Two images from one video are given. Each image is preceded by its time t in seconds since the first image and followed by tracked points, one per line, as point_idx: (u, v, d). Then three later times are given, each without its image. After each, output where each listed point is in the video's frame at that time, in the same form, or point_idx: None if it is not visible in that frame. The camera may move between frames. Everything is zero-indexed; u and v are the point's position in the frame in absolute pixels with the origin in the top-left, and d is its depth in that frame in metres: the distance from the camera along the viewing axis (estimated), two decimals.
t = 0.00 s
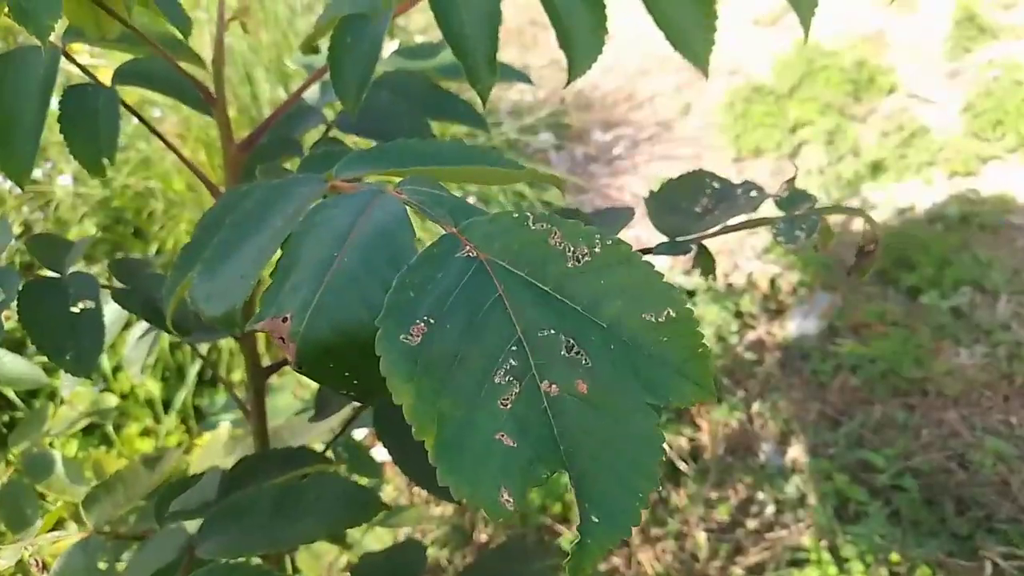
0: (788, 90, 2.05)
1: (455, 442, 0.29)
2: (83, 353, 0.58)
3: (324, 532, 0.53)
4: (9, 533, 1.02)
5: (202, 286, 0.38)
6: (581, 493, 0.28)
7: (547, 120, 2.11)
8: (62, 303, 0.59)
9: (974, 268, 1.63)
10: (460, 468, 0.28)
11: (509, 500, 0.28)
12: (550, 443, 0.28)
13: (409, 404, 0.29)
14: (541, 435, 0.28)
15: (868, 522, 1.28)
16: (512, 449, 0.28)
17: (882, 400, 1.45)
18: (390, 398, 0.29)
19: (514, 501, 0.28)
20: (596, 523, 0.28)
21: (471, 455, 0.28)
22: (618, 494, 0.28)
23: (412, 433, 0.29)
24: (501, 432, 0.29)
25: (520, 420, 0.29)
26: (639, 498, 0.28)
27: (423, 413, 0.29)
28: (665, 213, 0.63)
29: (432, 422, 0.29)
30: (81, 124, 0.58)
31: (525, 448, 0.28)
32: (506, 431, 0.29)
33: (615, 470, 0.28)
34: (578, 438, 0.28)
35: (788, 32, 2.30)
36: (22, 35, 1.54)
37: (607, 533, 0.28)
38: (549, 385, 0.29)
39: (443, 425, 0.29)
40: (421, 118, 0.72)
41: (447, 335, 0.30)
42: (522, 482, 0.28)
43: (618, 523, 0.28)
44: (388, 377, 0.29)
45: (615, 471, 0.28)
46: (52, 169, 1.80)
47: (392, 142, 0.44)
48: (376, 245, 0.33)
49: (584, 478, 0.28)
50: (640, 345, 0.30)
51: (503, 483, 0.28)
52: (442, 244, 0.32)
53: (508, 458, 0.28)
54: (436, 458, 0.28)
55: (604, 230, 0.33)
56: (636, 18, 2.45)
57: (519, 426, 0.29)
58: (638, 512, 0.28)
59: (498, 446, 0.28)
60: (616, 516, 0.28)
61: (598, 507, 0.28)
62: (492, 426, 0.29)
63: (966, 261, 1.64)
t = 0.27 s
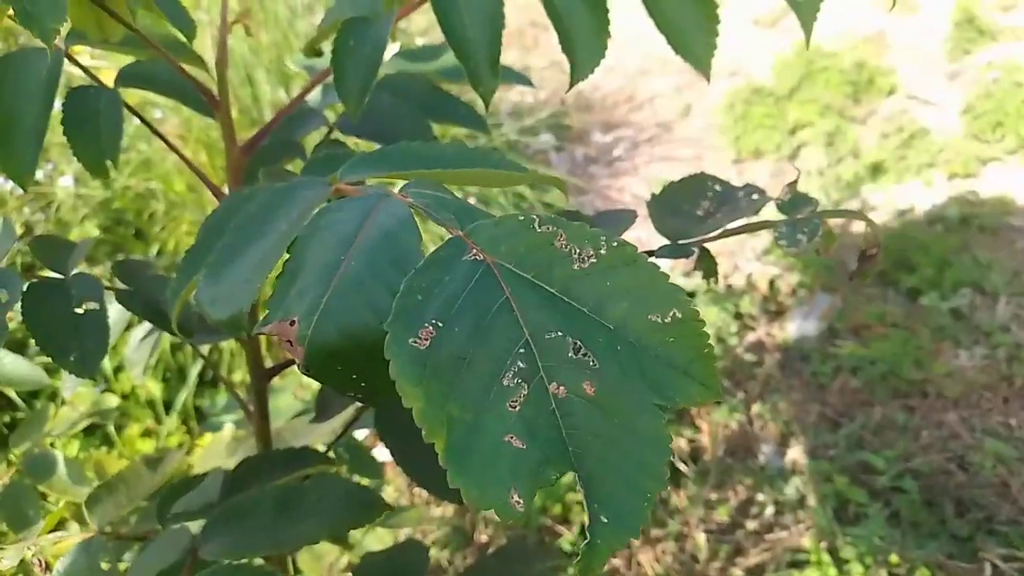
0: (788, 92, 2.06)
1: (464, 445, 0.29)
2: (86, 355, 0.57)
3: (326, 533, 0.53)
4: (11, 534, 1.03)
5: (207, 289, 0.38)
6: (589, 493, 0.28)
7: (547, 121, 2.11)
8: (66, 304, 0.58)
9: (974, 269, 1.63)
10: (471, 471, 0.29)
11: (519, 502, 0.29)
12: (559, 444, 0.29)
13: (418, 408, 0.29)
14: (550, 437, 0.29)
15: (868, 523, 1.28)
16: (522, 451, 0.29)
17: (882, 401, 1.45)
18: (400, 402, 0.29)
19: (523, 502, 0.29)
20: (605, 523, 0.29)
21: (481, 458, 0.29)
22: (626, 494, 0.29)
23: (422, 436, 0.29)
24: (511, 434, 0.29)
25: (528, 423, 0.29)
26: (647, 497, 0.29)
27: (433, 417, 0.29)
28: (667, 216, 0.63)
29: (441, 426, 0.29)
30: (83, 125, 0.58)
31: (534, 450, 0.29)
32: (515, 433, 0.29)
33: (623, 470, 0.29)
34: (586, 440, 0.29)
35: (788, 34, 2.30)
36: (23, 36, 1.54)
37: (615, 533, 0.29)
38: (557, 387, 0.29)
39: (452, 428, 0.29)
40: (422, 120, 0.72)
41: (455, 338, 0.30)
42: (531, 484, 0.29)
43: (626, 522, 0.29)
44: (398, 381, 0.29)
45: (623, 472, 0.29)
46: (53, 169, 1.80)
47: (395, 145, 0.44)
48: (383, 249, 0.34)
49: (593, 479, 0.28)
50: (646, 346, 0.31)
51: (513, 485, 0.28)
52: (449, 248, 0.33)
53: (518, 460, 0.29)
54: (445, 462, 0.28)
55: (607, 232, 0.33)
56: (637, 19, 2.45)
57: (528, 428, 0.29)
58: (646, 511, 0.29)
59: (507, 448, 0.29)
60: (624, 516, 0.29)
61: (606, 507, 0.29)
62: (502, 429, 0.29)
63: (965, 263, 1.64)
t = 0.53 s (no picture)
0: (791, 94, 2.06)
1: (476, 447, 0.29)
2: (93, 356, 0.56)
3: (331, 535, 0.53)
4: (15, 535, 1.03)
5: (215, 291, 0.38)
6: (600, 495, 0.29)
7: (549, 122, 2.11)
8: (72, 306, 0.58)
9: (977, 272, 1.63)
10: (482, 472, 0.29)
11: (531, 504, 0.29)
12: (570, 446, 0.29)
13: (431, 410, 0.29)
14: (561, 439, 0.29)
15: (870, 526, 1.28)
16: (533, 452, 0.29)
17: (885, 404, 1.45)
18: (411, 404, 0.29)
19: (535, 504, 0.29)
20: (616, 525, 0.29)
21: (492, 460, 0.29)
22: (637, 496, 0.29)
23: (434, 437, 0.29)
24: (522, 436, 0.29)
25: (540, 424, 0.29)
26: (657, 499, 0.29)
27: (445, 419, 0.29)
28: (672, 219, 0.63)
29: (453, 428, 0.29)
30: (90, 127, 0.58)
31: (545, 451, 0.29)
32: (527, 434, 0.29)
33: (634, 472, 0.29)
34: (597, 442, 0.29)
35: (791, 36, 2.30)
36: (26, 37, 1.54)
37: (626, 534, 0.29)
38: (568, 388, 0.30)
39: (464, 429, 0.29)
40: (427, 122, 0.72)
41: (466, 340, 0.30)
42: (542, 486, 0.29)
43: (637, 524, 0.29)
44: (409, 382, 0.29)
45: (633, 474, 0.29)
46: (56, 170, 1.81)
47: (402, 148, 0.45)
48: (393, 252, 0.34)
49: (604, 481, 0.29)
50: (655, 348, 0.31)
51: (525, 487, 0.29)
52: (459, 250, 0.33)
53: (529, 462, 0.29)
54: (458, 464, 0.29)
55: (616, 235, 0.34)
56: (639, 21, 2.45)
57: (539, 430, 0.29)
58: (657, 513, 0.29)
59: (519, 449, 0.29)
60: (634, 518, 0.29)
61: (617, 509, 0.29)
62: (513, 431, 0.29)
63: (968, 265, 1.64)
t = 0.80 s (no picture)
0: (792, 96, 2.06)
1: (487, 448, 0.29)
2: (100, 356, 0.56)
3: (336, 535, 0.53)
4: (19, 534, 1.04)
5: (224, 292, 0.38)
6: (609, 496, 0.29)
7: (551, 123, 2.11)
8: (79, 306, 0.57)
9: (979, 273, 1.63)
10: (492, 474, 0.29)
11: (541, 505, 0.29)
12: (579, 447, 0.29)
13: (441, 411, 0.30)
14: (571, 440, 0.29)
15: (872, 527, 1.28)
16: (543, 453, 0.29)
17: (887, 406, 1.45)
18: (423, 405, 0.30)
19: (545, 506, 0.29)
20: (624, 527, 0.29)
21: (502, 461, 0.29)
22: (647, 498, 0.29)
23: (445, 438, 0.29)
24: (532, 437, 0.29)
25: (549, 425, 0.29)
26: (666, 501, 0.29)
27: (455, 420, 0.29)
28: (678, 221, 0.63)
29: (463, 429, 0.29)
30: (97, 128, 0.58)
31: (555, 453, 0.29)
32: (537, 436, 0.29)
33: (643, 474, 0.29)
34: (606, 445, 0.29)
35: (793, 38, 2.30)
36: (30, 37, 1.55)
37: (635, 536, 0.29)
38: (577, 390, 0.30)
39: (474, 430, 0.30)
40: (432, 123, 0.73)
41: (476, 341, 0.31)
42: (552, 487, 0.29)
43: (647, 526, 0.29)
44: (420, 383, 0.30)
45: (643, 476, 0.29)
46: (59, 170, 1.81)
47: (409, 150, 0.45)
48: (403, 253, 0.34)
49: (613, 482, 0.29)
50: (664, 350, 0.31)
51: (534, 488, 0.29)
52: (469, 253, 0.33)
53: (539, 464, 0.29)
54: (467, 465, 0.29)
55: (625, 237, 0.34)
56: (641, 23, 2.46)
57: (549, 432, 0.29)
58: (666, 515, 0.29)
59: (529, 451, 0.29)
60: (644, 520, 0.29)
61: (626, 511, 0.29)
62: (523, 432, 0.29)
63: (970, 267, 1.64)
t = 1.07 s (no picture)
0: (795, 98, 2.06)
1: (499, 450, 0.29)
2: (110, 356, 0.55)
3: (346, 535, 0.53)
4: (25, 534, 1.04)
5: (236, 293, 0.38)
6: (620, 498, 0.29)
7: (554, 125, 2.11)
8: (89, 307, 0.57)
9: (982, 275, 1.63)
10: (504, 475, 0.29)
11: (553, 506, 0.29)
12: (590, 449, 0.29)
13: (453, 412, 0.29)
14: (582, 442, 0.29)
15: (875, 530, 1.28)
16: (555, 455, 0.29)
17: (891, 408, 1.45)
18: (435, 406, 0.30)
19: (557, 507, 0.29)
20: (636, 528, 0.29)
21: (514, 462, 0.29)
22: (658, 499, 0.29)
23: (457, 439, 0.29)
24: (543, 438, 0.29)
25: (560, 426, 0.29)
26: (676, 503, 0.29)
27: (467, 421, 0.29)
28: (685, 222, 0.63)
29: (475, 430, 0.29)
30: (106, 129, 0.58)
31: (567, 454, 0.29)
32: (548, 437, 0.29)
33: (654, 476, 0.29)
34: (618, 446, 0.29)
35: (796, 40, 2.30)
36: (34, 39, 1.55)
37: (646, 537, 0.29)
38: (589, 392, 0.30)
39: (486, 431, 0.30)
40: (439, 125, 0.73)
41: (488, 342, 0.31)
42: (563, 488, 0.29)
43: (658, 527, 0.29)
44: (432, 384, 0.30)
45: (654, 478, 0.29)
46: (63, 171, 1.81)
47: (419, 151, 0.45)
48: (414, 254, 0.34)
49: (624, 484, 0.29)
50: (676, 352, 0.31)
51: (546, 489, 0.29)
52: (481, 254, 0.33)
53: (550, 465, 0.29)
54: (479, 466, 0.29)
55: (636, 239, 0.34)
56: (644, 25, 2.46)
57: (560, 433, 0.29)
58: (677, 517, 0.29)
59: (540, 452, 0.29)
60: (654, 521, 0.29)
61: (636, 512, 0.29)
62: (535, 433, 0.29)
63: (974, 269, 1.64)
